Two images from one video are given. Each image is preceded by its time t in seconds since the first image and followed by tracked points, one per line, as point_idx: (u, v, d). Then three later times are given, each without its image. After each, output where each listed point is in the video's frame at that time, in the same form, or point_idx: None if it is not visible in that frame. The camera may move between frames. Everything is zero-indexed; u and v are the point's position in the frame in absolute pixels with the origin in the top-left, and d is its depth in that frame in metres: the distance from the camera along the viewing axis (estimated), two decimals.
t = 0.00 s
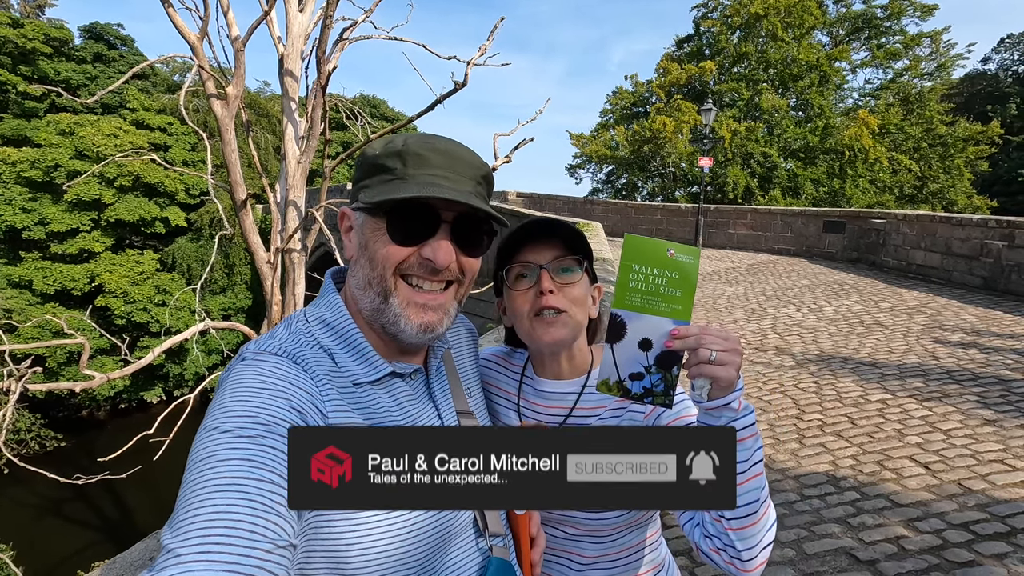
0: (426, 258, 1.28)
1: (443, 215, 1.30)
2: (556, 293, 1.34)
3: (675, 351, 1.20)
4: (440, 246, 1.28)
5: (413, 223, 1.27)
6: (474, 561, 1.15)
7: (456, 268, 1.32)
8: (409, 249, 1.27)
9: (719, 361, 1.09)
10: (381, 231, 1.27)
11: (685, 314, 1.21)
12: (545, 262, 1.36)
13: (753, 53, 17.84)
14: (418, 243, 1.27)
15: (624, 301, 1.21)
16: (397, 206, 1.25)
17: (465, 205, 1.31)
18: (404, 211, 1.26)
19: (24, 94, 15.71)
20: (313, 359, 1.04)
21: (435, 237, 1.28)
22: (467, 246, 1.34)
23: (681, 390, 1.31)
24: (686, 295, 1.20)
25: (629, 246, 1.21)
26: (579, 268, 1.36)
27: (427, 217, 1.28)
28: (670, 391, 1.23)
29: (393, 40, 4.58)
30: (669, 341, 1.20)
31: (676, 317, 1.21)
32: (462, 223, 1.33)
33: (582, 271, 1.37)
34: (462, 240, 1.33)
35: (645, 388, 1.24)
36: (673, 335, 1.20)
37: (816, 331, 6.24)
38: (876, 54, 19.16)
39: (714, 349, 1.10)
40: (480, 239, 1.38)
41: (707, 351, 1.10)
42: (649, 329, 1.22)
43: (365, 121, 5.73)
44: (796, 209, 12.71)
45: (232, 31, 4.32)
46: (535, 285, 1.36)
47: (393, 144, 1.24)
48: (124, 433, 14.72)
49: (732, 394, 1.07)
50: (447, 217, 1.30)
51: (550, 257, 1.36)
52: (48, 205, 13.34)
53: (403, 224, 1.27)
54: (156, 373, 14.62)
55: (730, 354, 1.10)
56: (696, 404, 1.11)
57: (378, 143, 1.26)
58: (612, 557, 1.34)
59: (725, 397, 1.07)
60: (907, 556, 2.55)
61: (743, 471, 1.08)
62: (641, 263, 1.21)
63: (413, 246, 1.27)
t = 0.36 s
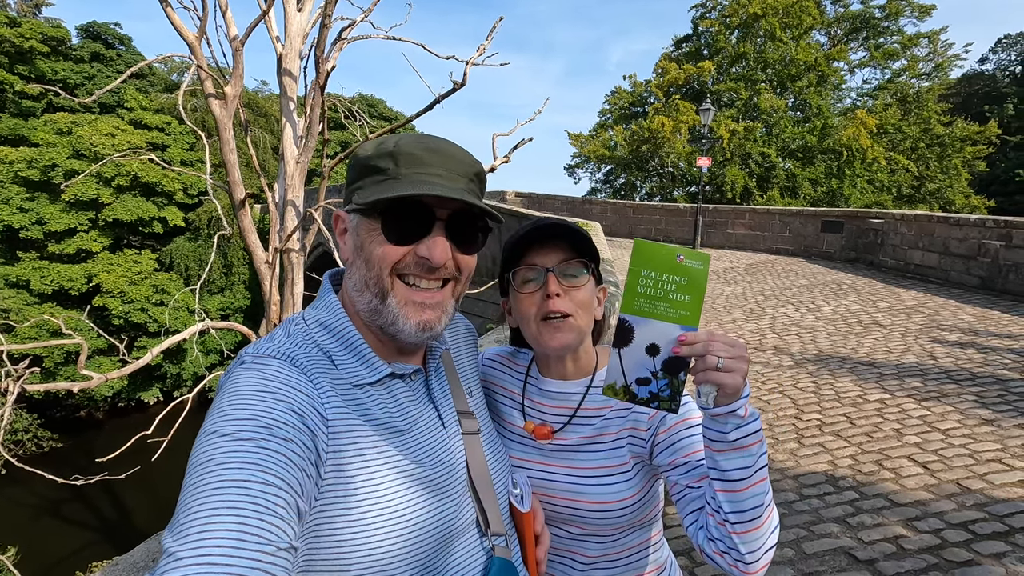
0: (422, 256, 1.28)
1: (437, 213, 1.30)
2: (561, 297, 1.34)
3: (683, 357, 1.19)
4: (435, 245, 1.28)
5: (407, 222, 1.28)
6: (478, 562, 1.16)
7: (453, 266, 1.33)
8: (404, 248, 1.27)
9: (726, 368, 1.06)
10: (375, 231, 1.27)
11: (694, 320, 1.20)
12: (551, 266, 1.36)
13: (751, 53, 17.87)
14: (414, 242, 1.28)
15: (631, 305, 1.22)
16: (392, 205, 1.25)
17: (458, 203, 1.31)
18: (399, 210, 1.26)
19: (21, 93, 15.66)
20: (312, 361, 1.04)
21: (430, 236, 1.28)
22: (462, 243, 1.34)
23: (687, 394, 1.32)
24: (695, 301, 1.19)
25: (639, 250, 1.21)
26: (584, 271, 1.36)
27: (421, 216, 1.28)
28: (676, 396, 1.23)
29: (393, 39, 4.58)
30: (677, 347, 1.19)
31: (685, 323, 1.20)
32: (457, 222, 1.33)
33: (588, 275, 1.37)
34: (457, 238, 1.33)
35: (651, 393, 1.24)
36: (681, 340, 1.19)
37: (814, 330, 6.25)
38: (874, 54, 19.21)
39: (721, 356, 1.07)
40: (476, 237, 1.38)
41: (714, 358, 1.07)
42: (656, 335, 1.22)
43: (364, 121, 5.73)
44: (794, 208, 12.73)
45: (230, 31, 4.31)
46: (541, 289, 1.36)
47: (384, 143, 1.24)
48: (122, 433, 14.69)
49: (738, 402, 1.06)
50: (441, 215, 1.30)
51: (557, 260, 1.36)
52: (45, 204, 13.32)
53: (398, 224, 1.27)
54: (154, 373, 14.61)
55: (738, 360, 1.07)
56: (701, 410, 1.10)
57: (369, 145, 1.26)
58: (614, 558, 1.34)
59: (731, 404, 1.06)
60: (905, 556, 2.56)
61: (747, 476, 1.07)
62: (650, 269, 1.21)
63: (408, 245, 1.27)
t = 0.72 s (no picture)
0: (425, 255, 1.28)
1: (438, 212, 1.30)
2: (568, 300, 1.35)
3: (689, 358, 1.20)
4: (437, 244, 1.28)
5: (409, 222, 1.28)
6: (486, 562, 1.17)
7: (455, 265, 1.33)
8: (407, 248, 1.27)
9: (732, 371, 1.06)
10: (376, 232, 1.27)
11: (701, 322, 1.21)
12: (559, 268, 1.36)
13: (749, 54, 17.89)
14: (416, 242, 1.28)
15: (641, 305, 1.23)
16: (393, 205, 1.25)
17: (459, 201, 1.32)
18: (400, 210, 1.27)
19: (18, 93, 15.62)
20: (318, 363, 1.05)
21: (431, 235, 1.29)
22: (464, 241, 1.35)
23: (692, 397, 1.32)
24: (705, 303, 1.20)
25: (648, 252, 1.21)
26: (592, 274, 1.37)
27: (422, 216, 1.29)
28: (680, 397, 1.24)
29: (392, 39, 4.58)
30: (684, 348, 1.20)
31: (692, 325, 1.21)
32: (458, 219, 1.34)
33: (595, 277, 1.38)
34: (458, 237, 1.34)
35: (655, 393, 1.26)
36: (688, 342, 1.20)
37: (813, 331, 6.27)
38: (872, 55, 19.24)
39: (727, 359, 1.08)
40: (477, 236, 1.39)
41: (720, 361, 1.08)
42: (664, 335, 1.23)
43: (363, 121, 5.72)
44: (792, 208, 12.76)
45: (229, 31, 4.32)
46: (548, 290, 1.37)
47: (382, 144, 1.25)
48: (121, 433, 14.68)
49: (741, 406, 1.07)
50: (442, 214, 1.31)
51: (563, 261, 1.37)
52: (43, 205, 13.29)
53: (398, 226, 1.27)
54: (152, 373, 14.59)
55: (744, 364, 1.07)
56: (706, 412, 1.10)
57: (367, 146, 1.27)
58: (620, 559, 1.35)
59: (735, 408, 1.07)
60: (906, 555, 2.57)
61: (750, 480, 1.08)
62: (661, 269, 1.21)
63: (411, 244, 1.28)
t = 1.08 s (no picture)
0: (427, 254, 1.28)
1: (440, 211, 1.30)
2: (573, 299, 1.35)
3: (690, 359, 1.20)
4: (439, 243, 1.28)
5: (411, 221, 1.28)
6: (490, 561, 1.17)
7: (457, 264, 1.33)
8: (409, 247, 1.27)
9: (733, 374, 1.06)
10: (379, 232, 1.27)
11: (706, 323, 1.21)
12: (563, 267, 1.37)
13: (748, 54, 17.88)
14: (418, 241, 1.28)
15: (644, 304, 1.23)
16: (395, 204, 1.25)
17: (460, 200, 1.32)
18: (402, 209, 1.26)
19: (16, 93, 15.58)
20: (321, 363, 1.05)
21: (433, 235, 1.29)
22: (466, 240, 1.35)
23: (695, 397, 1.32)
24: (709, 305, 1.20)
25: (653, 253, 1.21)
26: (597, 274, 1.37)
27: (423, 215, 1.29)
28: (681, 398, 1.24)
29: (391, 39, 4.59)
30: (686, 349, 1.20)
31: (695, 326, 1.21)
32: (459, 219, 1.35)
33: (600, 277, 1.38)
34: (460, 236, 1.34)
35: (655, 393, 1.26)
36: (691, 343, 1.20)
37: (812, 331, 6.28)
38: (871, 55, 19.27)
39: (729, 361, 1.08)
40: (479, 235, 1.39)
41: (723, 362, 1.08)
42: (666, 335, 1.23)
43: (362, 121, 5.72)
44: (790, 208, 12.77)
45: (228, 32, 4.32)
46: (552, 290, 1.37)
47: (383, 143, 1.24)
48: (120, 434, 14.66)
49: (742, 409, 1.07)
50: (444, 214, 1.31)
51: (570, 260, 1.37)
52: (41, 205, 13.26)
53: (400, 225, 1.27)
54: (151, 373, 14.58)
55: (745, 366, 1.07)
56: (706, 415, 1.10)
57: (369, 146, 1.27)
58: (622, 559, 1.35)
59: (735, 411, 1.07)
60: (906, 554, 2.57)
61: (749, 483, 1.08)
62: (666, 269, 1.22)
63: (413, 243, 1.28)
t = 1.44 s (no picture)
0: (424, 251, 1.28)
1: (436, 208, 1.31)
2: (574, 296, 1.35)
3: (686, 359, 1.21)
4: (436, 240, 1.28)
5: (409, 217, 1.28)
6: (488, 558, 1.17)
7: (454, 261, 1.34)
8: (406, 243, 1.27)
9: (728, 375, 1.06)
10: (375, 229, 1.27)
11: (702, 323, 1.21)
12: (565, 264, 1.36)
13: (747, 55, 17.88)
14: (415, 237, 1.28)
15: (642, 302, 1.24)
16: (392, 201, 1.25)
17: (457, 198, 1.33)
18: (399, 205, 1.26)
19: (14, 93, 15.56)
20: (319, 361, 1.05)
21: (430, 231, 1.29)
22: (463, 237, 1.35)
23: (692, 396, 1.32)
24: (707, 305, 1.20)
25: (653, 251, 1.21)
26: (598, 272, 1.37)
27: (420, 212, 1.29)
28: (676, 397, 1.25)
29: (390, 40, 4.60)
30: (682, 349, 1.20)
31: (693, 325, 1.21)
32: (456, 216, 1.35)
33: (602, 275, 1.37)
34: (458, 233, 1.34)
35: (651, 391, 1.27)
36: (686, 343, 1.20)
37: (811, 330, 6.28)
38: (870, 56, 19.31)
39: (725, 362, 1.07)
40: (476, 231, 1.39)
41: (717, 363, 1.08)
42: (664, 334, 1.23)
43: (361, 122, 5.71)
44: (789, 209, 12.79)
45: (227, 31, 4.32)
46: (554, 287, 1.37)
47: (380, 140, 1.24)
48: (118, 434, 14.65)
49: (737, 409, 1.07)
50: (440, 210, 1.31)
51: (571, 256, 1.37)
52: (41, 206, 13.25)
53: (397, 220, 1.27)
54: (150, 374, 14.56)
55: (740, 368, 1.07)
56: (701, 415, 1.10)
57: (365, 144, 1.27)
58: (619, 559, 1.35)
59: (729, 412, 1.07)
60: (905, 554, 2.57)
61: (742, 484, 1.08)
62: (665, 269, 1.22)
63: (411, 239, 1.28)
